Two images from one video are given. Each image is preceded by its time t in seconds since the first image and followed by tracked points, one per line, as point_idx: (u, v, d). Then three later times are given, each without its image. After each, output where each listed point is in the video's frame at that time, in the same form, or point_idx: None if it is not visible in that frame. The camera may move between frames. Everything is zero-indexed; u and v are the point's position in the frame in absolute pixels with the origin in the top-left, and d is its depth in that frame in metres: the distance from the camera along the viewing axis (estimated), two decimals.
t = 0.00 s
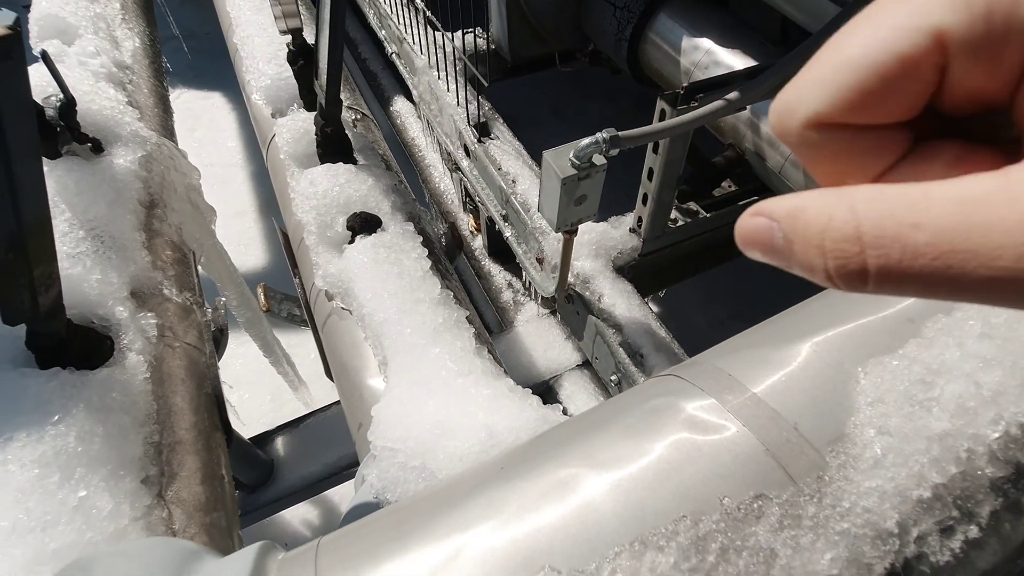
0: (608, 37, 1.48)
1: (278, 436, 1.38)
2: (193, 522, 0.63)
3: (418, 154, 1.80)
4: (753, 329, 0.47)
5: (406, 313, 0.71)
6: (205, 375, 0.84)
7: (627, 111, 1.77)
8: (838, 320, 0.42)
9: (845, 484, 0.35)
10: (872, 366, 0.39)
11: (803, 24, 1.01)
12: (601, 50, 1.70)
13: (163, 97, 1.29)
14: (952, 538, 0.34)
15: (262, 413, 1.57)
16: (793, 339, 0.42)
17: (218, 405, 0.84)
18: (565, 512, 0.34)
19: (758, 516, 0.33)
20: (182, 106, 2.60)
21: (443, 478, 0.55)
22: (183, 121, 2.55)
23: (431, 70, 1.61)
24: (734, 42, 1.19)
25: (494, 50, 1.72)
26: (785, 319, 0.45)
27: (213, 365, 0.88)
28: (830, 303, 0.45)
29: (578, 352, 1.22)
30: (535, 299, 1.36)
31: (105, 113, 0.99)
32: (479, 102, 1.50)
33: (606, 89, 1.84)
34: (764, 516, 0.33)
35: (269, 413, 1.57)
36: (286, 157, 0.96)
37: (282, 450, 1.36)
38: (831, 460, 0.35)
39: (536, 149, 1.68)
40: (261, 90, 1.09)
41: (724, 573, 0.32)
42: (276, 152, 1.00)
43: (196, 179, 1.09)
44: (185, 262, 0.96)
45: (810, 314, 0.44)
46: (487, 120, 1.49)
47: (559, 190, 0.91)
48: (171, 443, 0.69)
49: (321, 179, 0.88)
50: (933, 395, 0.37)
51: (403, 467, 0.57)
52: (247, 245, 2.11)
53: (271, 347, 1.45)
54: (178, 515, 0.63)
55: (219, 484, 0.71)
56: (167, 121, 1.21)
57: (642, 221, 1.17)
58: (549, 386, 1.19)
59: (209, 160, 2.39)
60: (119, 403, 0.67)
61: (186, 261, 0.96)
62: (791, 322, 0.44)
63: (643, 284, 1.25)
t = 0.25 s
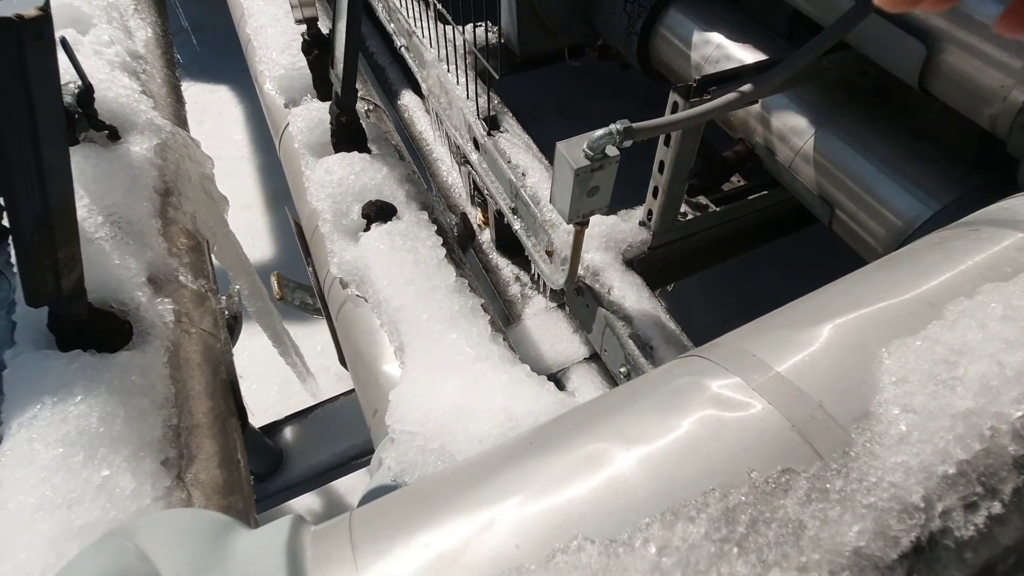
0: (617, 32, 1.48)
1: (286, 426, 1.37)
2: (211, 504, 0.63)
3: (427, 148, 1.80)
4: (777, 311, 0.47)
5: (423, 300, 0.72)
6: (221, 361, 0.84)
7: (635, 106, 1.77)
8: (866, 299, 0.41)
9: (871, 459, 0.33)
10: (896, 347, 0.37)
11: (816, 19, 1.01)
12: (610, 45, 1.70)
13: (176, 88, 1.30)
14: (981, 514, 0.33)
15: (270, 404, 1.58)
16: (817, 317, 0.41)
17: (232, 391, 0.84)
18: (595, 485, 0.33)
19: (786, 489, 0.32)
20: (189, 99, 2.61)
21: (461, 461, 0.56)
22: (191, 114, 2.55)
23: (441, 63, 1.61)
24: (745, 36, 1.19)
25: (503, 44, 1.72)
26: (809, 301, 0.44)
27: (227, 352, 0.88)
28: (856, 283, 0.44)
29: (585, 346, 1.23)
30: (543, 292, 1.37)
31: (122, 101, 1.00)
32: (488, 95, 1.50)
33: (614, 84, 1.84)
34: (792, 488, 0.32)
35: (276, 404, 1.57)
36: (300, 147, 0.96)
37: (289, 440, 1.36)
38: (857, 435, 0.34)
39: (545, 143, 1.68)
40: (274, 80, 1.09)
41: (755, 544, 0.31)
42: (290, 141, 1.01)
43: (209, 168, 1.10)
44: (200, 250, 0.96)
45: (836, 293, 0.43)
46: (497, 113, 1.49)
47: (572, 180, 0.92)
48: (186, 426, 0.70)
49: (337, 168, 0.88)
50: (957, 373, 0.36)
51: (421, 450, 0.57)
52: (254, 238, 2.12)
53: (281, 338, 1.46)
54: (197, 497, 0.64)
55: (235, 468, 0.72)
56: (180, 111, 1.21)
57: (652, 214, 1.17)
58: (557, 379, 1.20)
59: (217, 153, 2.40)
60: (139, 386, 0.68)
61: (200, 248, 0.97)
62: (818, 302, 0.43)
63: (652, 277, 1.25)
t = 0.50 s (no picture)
0: (627, 25, 1.49)
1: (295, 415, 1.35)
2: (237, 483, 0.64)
3: (433, 140, 1.80)
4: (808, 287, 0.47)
5: (447, 283, 0.72)
6: (239, 345, 0.85)
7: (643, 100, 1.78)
8: (899, 274, 0.42)
9: (911, 424, 0.34)
10: (931, 318, 0.38)
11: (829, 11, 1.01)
12: (618, 39, 1.71)
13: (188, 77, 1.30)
14: (1018, 476, 0.34)
15: (278, 394, 1.58)
16: (848, 291, 0.41)
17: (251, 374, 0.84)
18: (643, 448, 0.34)
19: (831, 451, 0.33)
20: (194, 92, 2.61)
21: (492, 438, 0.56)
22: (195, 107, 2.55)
23: (450, 55, 1.60)
24: (757, 30, 1.20)
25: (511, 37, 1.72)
26: (839, 277, 0.45)
27: (246, 337, 0.89)
28: (885, 260, 0.45)
29: (596, 336, 1.24)
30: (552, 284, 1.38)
31: (140, 87, 1.01)
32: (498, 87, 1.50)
33: (622, 78, 1.85)
34: (836, 451, 0.33)
35: (284, 395, 1.58)
36: (318, 134, 0.97)
37: (301, 426, 1.34)
38: (896, 399, 0.35)
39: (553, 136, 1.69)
40: (290, 69, 1.10)
41: (803, 503, 0.31)
42: (308, 129, 1.01)
43: (225, 156, 1.10)
44: (216, 236, 0.97)
45: (868, 269, 0.44)
46: (506, 105, 1.49)
47: (589, 168, 0.92)
48: (211, 408, 0.70)
49: (356, 154, 0.89)
50: (993, 343, 0.37)
51: (450, 428, 0.58)
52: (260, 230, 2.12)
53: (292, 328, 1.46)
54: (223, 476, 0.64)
55: (258, 450, 0.72)
56: (194, 99, 1.22)
57: (664, 204, 1.18)
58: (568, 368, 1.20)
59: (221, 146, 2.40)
60: (165, 366, 0.69)
61: (217, 234, 0.97)
62: (850, 277, 0.44)
63: (664, 269, 1.26)
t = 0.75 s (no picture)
0: (630, 17, 1.49)
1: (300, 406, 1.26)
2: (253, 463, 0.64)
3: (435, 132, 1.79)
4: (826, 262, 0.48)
5: (460, 266, 0.73)
6: (249, 330, 0.85)
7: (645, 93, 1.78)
8: (919, 247, 0.42)
9: (936, 387, 0.35)
10: (952, 288, 0.39)
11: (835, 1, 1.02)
12: (620, 31, 1.72)
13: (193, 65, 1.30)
14: None
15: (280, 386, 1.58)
16: (868, 263, 0.42)
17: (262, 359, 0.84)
18: (675, 411, 0.34)
19: (859, 413, 0.34)
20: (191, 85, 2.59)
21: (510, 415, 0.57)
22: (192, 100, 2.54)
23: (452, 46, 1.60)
24: (760, 21, 1.21)
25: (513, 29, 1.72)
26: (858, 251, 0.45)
27: (255, 323, 0.89)
28: (904, 234, 0.45)
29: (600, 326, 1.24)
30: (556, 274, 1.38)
31: (147, 73, 1.00)
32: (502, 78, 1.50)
33: (624, 71, 1.86)
34: (864, 413, 0.34)
35: (287, 386, 1.58)
36: (327, 121, 0.97)
37: (305, 417, 1.25)
38: (920, 364, 0.36)
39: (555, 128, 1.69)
40: (297, 57, 1.10)
41: (834, 461, 0.32)
42: (316, 116, 1.01)
43: (231, 143, 1.10)
44: (224, 222, 0.96)
45: (888, 243, 0.44)
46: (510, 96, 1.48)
47: (597, 155, 0.93)
48: (224, 390, 0.70)
49: (366, 140, 0.89)
50: (1014, 310, 0.38)
51: (468, 407, 0.59)
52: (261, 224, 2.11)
53: (296, 319, 1.46)
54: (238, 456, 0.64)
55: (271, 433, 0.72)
56: (199, 87, 1.21)
57: (668, 194, 1.18)
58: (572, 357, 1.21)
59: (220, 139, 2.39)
60: (178, 348, 0.69)
61: (225, 220, 0.97)
62: (869, 251, 0.44)
63: (668, 259, 1.27)
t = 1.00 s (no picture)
0: (629, 8, 1.50)
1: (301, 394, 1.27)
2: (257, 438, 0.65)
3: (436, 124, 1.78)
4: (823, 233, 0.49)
5: (463, 246, 0.73)
6: (253, 312, 0.85)
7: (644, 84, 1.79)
8: (914, 215, 0.43)
9: (930, 342, 0.36)
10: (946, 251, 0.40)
11: None
12: (619, 23, 1.73)
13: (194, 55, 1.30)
14: None
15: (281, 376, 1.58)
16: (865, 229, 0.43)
17: (265, 341, 0.85)
18: (678, 368, 0.35)
19: (855, 367, 0.35)
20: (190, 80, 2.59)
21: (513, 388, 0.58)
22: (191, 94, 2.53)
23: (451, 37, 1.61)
24: (759, 9, 1.22)
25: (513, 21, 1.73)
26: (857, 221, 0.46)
27: (259, 306, 0.89)
28: (901, 203, 0.46)
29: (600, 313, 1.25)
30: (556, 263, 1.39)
31: (150, 59, 1.01)
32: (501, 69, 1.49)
33: (623, 63, 1.86)
34: (860, 366, 0.35)
35: (288, 376, 1.58)
36: (329, 106, 0.98)
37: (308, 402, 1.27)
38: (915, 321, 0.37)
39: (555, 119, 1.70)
40: (298, 44, 1.10)
41: (831, 410, 0.33)
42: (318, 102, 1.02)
43: (232, 130, 1.11)
44: (227, 207, 0.97)
45: (885, 213, 0.45)
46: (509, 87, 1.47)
47: (597, 141, 0.94)
48: (229, 368, 0.71)
49: (369, 124, 0.90)
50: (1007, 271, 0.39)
51: (471, 380, 0.59)
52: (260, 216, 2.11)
53: (297, 308, 1.47)
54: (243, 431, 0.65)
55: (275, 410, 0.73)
56: (201, 76, 1.22)
57: (668, 181, 1.19)
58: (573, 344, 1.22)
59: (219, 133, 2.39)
60: (184, 325, 0.70)
61: (228, 205, 0.98)
62: (867, 219, 0.45)
63: (667, 247, 1.28)
